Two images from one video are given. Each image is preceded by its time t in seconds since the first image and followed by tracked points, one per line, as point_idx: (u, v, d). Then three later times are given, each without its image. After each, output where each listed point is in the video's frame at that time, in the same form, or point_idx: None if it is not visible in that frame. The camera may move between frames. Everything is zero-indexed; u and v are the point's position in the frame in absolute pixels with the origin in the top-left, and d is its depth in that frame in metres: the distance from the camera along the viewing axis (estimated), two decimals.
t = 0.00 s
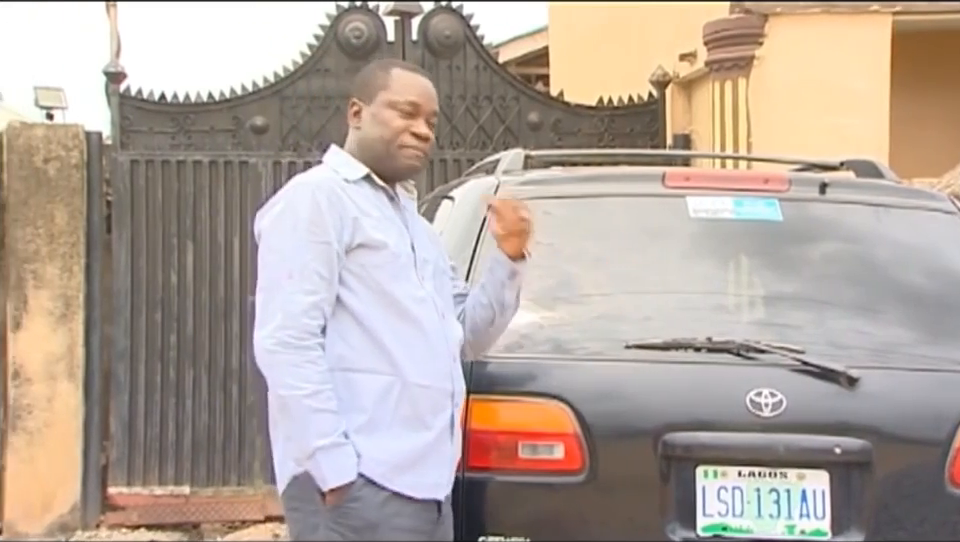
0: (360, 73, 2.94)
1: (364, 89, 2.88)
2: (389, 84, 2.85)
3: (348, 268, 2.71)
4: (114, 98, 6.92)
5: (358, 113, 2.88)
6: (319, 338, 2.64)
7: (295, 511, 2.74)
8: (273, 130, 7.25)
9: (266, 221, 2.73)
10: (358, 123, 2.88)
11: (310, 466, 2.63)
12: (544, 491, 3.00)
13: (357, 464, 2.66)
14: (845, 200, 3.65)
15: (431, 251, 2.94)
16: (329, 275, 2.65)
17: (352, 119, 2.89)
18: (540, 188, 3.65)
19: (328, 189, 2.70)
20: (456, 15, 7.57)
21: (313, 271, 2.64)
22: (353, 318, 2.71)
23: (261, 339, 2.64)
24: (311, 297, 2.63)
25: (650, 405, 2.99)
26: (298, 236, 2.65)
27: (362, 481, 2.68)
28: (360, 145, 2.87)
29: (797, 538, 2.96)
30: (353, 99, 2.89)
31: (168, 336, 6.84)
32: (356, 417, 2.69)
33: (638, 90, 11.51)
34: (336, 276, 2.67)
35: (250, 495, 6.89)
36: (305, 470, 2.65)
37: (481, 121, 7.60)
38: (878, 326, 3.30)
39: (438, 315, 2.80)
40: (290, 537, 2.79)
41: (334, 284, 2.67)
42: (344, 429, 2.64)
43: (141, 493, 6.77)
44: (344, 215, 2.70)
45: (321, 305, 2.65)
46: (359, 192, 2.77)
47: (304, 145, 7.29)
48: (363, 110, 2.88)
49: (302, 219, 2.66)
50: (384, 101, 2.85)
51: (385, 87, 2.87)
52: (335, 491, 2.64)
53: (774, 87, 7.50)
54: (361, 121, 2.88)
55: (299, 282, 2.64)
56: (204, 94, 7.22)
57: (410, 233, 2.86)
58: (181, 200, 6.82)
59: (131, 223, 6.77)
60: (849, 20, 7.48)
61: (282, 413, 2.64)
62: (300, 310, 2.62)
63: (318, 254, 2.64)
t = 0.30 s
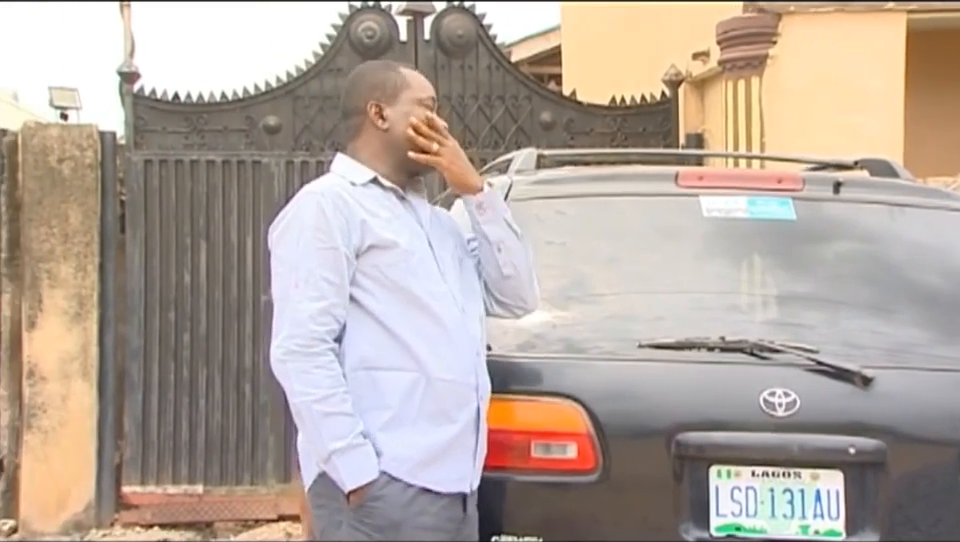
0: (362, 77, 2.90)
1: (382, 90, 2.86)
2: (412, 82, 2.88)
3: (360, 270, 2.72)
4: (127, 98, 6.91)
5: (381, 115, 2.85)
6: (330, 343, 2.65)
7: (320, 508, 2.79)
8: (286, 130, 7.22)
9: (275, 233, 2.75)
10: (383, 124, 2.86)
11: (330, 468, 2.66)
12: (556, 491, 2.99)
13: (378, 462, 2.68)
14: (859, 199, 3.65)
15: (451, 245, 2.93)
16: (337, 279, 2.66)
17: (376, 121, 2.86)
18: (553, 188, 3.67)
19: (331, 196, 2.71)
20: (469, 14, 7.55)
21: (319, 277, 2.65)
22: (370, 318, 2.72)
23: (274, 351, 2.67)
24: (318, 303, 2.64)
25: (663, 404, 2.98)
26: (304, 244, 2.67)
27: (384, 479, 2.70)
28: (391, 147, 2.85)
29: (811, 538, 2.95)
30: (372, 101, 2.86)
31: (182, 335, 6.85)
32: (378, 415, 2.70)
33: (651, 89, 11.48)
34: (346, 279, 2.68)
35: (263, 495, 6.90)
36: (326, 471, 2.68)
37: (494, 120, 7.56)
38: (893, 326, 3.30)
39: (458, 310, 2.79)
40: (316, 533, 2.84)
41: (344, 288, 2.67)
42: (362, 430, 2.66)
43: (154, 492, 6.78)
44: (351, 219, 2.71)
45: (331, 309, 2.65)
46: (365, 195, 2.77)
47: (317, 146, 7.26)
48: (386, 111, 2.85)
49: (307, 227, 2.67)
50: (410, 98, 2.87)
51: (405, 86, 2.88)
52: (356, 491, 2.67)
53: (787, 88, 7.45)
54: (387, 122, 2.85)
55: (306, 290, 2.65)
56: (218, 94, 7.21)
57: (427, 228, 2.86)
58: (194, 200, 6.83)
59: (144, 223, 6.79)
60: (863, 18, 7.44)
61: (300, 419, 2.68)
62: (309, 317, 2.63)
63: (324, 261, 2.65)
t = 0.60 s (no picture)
0: (366, 81, 2.89)
1: (388, 93, 2.86)
2: (417, 84, 2.89)
3: (371, 272, 2.72)
4: (136, 98, 6.88)
5: (389, 117, 2.85)
6: (341, 345, 2.65)
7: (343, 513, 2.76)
8: (295, 130, 7.18)
9: (286, 236, 2.75)
10: (391, 126, 2.85)
11: (347, 468, 2.66)
12: (565, 491, 2.99)
13: (396, 462, 2.68)
14: (869, 198, 3.64)
15: (457, 247, 2.93)
16: (348, 281, 2.66)
17: (385, 123, 2.85)
18: (563, 188, 3.67)
19: (341, 198, 2.70)
20: (478, 14, 7.54)
21: (330, 279, 2.65)
22: (382, 320, 2.72)
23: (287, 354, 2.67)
24: (329, 305, 2.64)
25: (673, 404, 2.98)
26: (315, 246, 2.67)
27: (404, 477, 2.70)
28: (400, 149, 2.86)
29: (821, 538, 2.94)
30: (379, 103, 2.85)
31: (191, 334, 6.86)
32: (393, 416, 2.70)
33: (659, 87, 11.46)
34: (357, 281, 2.68)
35: (272, 494, 6.92)
36: (343, 471, 2.69)
37: (502, 119, 7.57)
38: (903, 325, 3.29)
39: (468, 311, 2.79)
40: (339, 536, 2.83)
41: (355, 290, 2.67)
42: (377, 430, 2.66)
43: (163, 491, 6.79)
44: (361, 221, 2.70)
45: (341, 311, 2.65)
46: (374, 197, 2.76)
47: (325, 145, 7.22)
48: (394, 113, 2.85)
49: (317, 229, 2.67)
50: (416, 100, 2.87)
51: (410, 88, 2.88)
52: (374, 491, 2.67)
53: (796, 87, 7.44)
54: (395, 124, 2.85)
55: (317, 292, 2.65)
56: (227, 94, 7.21)
57: (435, 230, 2.86)
58: (203, 199, 6.85)
59: (154, 222, 6.80)
60: (874, 17, 7.39)
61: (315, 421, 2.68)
62: (320, 320, 2.64)
63: (333, 263, 2.65)
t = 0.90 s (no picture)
0: (353, 76, 2.87)
1: (380, 86, 2.87)
2: (401, 76, 2.92)
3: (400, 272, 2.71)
4: (147, 98, 6.87)
5: (385, 110, 2.86)
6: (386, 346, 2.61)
7: (358, 515, 2.73)
8: (304, 129, 7.11)
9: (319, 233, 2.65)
10: (388, 119, 2.86)
11: (391, 475, 2.62)
12: (575, 491, 2.98)
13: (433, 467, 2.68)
14: (879, 198, 3.64)
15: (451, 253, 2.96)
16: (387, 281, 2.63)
17: (381, 116, 2.86)
18: (572, 187, 3.66)
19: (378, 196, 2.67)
20: (488, 13, 7.54)
21: (374, 278, 2.61)
22: (409, 323, 2.72)
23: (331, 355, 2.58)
24: (375, 305, 2.60)
25: (683, 403, 2.98)
26: (358, 245, 2.61)
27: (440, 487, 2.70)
28: (399, 140, 2.87)
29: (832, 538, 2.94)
30: (374, 97, 2.85)
31: (201, 334, 6.89)
32: (425, 420, 2.70)
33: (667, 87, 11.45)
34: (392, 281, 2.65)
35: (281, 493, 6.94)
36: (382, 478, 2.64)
37: (512, 119, 7.57)
38: (914, 325, 3.28)
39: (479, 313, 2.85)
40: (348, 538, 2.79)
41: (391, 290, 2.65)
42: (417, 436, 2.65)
43: (174, 490, 6.81)
44: (394, 220, 2.69)
45: (384, 311, 2.62)
46: (396, 196, 2.76)
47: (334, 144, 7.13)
48: (389, 105, 2.87)
49: (359, 227, 2.62)
50: (404, 91, 2.91)
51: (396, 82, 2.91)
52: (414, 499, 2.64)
53: (806, 85, 7.43)
54: (391, 116, 2.87)
55: (362, 292, 2.59)
56: (236, 93, 7.20)
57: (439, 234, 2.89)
58: (213, 199, 6.88)
59: (164, 222, 6.83)
60: (886, 15, 7.38)
61: (357, 426, 2.60)
62: (370, 320, 2.58)
63: (376, 261, 2.61)
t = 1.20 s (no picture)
0: (363, 59, 2.84)
1: (389, 73, 2.86)
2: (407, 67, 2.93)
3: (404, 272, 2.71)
4: (155, 98, 6.89)
5: (394, 98, 2.86)
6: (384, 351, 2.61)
7: (349, 517, 2.72)
8: (312, 128, 7.12)
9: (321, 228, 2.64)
10: (397, 107, 2.86)
11: (383, 482, 2.61)
12: (583, 490, 2.98)
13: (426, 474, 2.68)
14: (888, 197, 3.63)
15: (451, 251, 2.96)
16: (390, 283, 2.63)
17: (391, 104, 2.85)
18: (580, 186, 3.65)
19: (384, 195, 2.66)
20: (496, 12, 7.54)
21: (376, 280, 2.60)
22: (410, 324, 2.71)
23: (328, 357, 2.58)
24: (375, 308, 2.59)
25: (691, 402, 2.97)
26: (361, 245, 2.60)
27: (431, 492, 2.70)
28: (405, 130, 2.88)
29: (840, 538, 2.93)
30: (384, 84, 2.84)
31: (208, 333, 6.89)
32: (422, 425, 2.69)
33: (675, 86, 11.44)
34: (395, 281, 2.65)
35: (290, 492, 6.95)
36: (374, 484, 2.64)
37: (520, 117, 7.56)
38: (923, 325, 3.27)
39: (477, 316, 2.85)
40: None
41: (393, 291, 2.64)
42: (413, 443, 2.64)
43: (182, 489, 6.83)
44: (401, 219, 2.68)
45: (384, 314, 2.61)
46: (403, 192, 2.74)
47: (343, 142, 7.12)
48: (398, 94, 2.87)
49: (363, 226, 2.61)
50: (410, 82, 2.92)
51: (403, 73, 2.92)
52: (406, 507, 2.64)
53: (812, 84, 7.42)
54: (400, 105, 2.87)
55: (364, 294, 2.58)
56: (244, 92, 7.20)
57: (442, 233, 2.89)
58: (221, 198, 6.89)
59: (172, 222, 6.85)
60: (892, 13, 7.37)
61: (350, 431, 2.60)
62: (369, 323, 2.57)
63: (379, 263, 2.60)
